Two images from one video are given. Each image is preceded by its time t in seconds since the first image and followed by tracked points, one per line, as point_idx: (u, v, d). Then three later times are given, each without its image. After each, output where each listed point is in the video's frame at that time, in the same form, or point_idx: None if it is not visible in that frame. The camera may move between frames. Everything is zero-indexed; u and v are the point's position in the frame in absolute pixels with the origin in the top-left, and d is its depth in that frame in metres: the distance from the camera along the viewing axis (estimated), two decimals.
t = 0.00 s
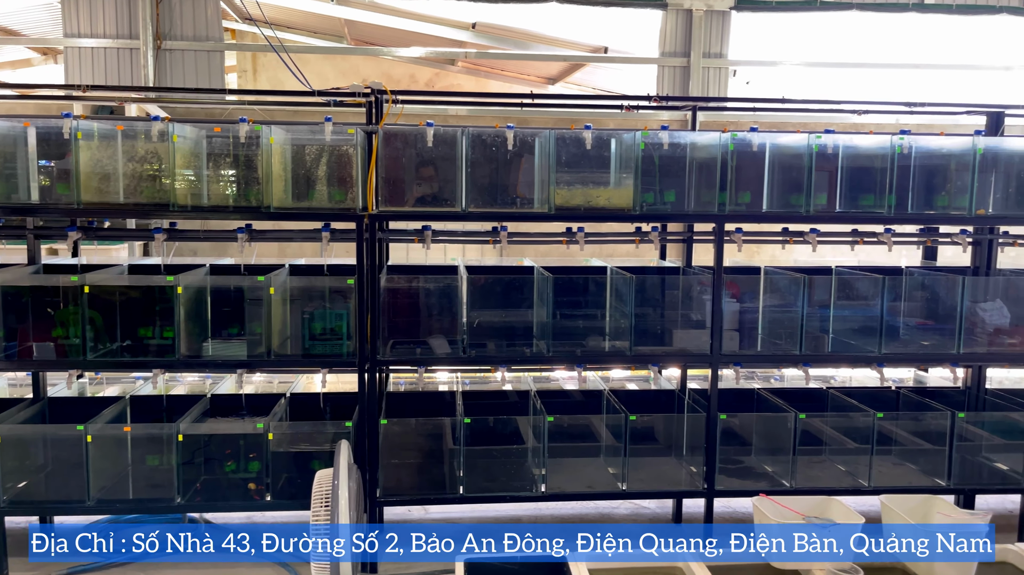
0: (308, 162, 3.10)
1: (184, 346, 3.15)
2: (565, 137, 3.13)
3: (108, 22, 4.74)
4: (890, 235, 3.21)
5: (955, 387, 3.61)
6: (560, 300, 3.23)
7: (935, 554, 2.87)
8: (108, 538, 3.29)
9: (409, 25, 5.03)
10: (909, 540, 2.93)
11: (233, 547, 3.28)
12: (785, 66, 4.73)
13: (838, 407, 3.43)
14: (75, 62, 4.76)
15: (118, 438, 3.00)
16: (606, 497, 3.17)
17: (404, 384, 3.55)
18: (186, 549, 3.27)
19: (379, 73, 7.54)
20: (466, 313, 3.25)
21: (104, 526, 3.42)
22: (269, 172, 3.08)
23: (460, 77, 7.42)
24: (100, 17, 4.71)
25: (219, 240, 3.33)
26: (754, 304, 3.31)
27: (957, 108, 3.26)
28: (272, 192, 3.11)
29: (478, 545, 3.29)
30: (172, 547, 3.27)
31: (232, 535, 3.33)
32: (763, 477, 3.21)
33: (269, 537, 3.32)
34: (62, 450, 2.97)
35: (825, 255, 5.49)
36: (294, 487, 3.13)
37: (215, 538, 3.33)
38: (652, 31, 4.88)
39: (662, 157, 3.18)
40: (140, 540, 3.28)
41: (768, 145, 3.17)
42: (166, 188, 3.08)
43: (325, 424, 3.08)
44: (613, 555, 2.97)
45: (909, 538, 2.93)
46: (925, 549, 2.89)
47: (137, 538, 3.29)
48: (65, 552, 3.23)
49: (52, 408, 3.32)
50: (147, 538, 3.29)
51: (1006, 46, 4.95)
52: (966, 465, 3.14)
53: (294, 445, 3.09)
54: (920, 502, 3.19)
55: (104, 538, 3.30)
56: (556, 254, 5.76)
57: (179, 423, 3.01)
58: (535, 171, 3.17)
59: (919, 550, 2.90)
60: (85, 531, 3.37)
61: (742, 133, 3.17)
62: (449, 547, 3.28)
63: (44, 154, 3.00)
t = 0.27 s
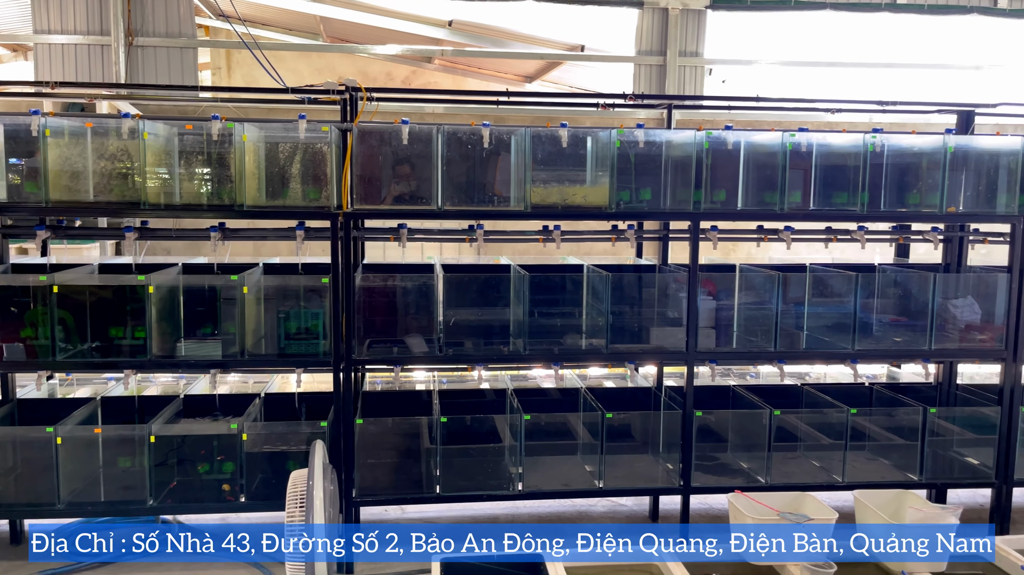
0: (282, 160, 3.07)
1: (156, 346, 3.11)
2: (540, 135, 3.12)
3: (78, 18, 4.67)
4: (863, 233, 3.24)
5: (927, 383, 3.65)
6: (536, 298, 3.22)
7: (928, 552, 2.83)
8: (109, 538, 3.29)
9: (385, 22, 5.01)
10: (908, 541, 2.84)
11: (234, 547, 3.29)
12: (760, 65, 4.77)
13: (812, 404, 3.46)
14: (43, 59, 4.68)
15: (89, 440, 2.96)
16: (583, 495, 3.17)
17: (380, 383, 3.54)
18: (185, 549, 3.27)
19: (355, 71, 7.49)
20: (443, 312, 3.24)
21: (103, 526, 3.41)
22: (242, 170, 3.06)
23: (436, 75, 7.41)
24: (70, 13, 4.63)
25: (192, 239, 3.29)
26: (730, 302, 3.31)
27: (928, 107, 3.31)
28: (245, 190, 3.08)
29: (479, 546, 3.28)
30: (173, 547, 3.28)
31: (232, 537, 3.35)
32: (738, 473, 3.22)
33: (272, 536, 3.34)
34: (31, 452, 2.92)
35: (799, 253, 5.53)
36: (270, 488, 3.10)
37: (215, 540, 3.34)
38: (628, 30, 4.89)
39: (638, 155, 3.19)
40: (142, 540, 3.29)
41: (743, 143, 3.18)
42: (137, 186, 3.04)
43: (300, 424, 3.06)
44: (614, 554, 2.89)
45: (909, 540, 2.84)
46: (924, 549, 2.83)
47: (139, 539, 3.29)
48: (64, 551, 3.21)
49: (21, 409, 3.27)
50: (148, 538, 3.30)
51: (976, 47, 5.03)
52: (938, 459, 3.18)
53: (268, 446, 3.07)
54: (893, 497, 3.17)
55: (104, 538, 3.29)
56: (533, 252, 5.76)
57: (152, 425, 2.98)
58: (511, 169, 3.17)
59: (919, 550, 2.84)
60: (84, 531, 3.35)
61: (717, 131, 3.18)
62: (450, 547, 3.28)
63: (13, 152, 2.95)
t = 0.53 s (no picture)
0: (258, 157, 3.06)
1: (131, 346, 3.07)
2: (519, 133, 3.13)
3: (52, 14, 4.62)
4: (839, 231, 3.27)
5: (902, 379, 3.70)
6: (515, 296, 3.23)
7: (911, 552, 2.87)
8: (109, 538, 3.28)
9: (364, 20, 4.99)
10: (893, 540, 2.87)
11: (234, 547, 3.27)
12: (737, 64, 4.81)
13: (788, 400, 3.49)
14: (15, 55, 4.61)
15: (63, 441, 2.93)
16: (562, 492, 3.17)
17: (359, 382, 3.52)
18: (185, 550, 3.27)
19: (334, 69, 7.46)
20: (421, 311, 3.23)
21: (89, 527, 3.39)
22: (217, 168, 3.04)
23: (415, 73, 7.39)
24: (43, 8, 4.57)
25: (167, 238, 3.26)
26: (708, 299, 3.32)
27: (902, 106, 3.34)
28: (221, 188, 3.05)
29: (479, 545, 3.26)
30: (173, 547, 3.27)
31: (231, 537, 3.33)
32: (716, 470, 3.24)
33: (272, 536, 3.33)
34: (3, 453, 2.88)
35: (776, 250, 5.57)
36: (247, 488, 3.08)
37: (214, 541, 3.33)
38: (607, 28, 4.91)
39: (616, 153, 3.20)
40: (142, 541, 3.29)
41: (719, 141, 3.20)
42: (110, 184, 3.00)
43: (277, 424, 3.04)
44: (613, 555, 2.80)
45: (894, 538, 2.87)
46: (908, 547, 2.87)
47: (139, 539, 3.29)
48: (64, 551, 3.19)
49: None
50: (149, 539, 3.30)
51: (950, 46, 5.10)
52: (912, 454, 3.22)
53: (245, 446, 3.05)
54: (868, 492, 3.21)
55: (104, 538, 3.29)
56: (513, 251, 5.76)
57: (127, 425, 2.95)
58: (489, 167, 3.16)
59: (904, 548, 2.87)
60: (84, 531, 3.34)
61: (694, 130, 3.20)
62: (450, 547, 3.26)
63: None
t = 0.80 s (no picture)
0: (238, 156, 3.04)
1: (108, 346, 3.04)
2: (500, 131, 3.14)
3: (28, 11, 4.56)
4: (818, 229, 3.29)
5: (880, 376, 3.74)
6: (496, 295, 3.23)
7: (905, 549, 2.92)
8: (110, 538, 3.27)
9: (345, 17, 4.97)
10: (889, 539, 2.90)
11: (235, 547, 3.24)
12: (718, 63, 4.84)
13: (768, 398, 3.52)
14: None
15: (39, 443, 2.89)
16: (544, 491, 3.17)
17: (340, 381, 3.51)
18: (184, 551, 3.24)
19: (315, 67, 7.42)
20: (403, 309, 3.22)
21: (67, 529, 3.35)
22: (196, 166, 3.01)
23: (396, 71, 7.36)
24: (19, 5, 4.51)
25: (146, 236, 3.23)
26: (689, 298, 3.34)
27: (879, 105, 3.37)
28: (199, 186, 3.03)
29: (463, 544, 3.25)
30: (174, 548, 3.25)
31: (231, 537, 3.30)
32: (697, 467, 3.27)
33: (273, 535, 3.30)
34: None
35: (757, 249, 5.60)
36: (227, 489, 3.06)
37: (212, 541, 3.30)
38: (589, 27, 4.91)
39: (597, 152, 3.21)
40: (143, 541, 3.28)
41: (700, 140, 3.22)
42: (87, 182, 2.97)
43: (257, 424, 3.02)
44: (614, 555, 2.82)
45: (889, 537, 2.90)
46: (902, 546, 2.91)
47: (140, 538, 3.27)
48: (65, 551, 3.16)
49: None
50: (150, 539, 3.28)
51: (927, 47, 5.16)
52: (890, 451, 3.26)
53: (225, 446, 3.03)
54: (845, 488, 3.25)
55: (105, 538, 3.27)
56: (495, 249, 5.76)
57: (104, 426, 2.93)
58: (471, 165, 3.16)
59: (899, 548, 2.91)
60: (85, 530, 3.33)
61: (675, 129, 3.21)
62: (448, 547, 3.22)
63: None
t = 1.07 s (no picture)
0: (218, 154, 3.03)
1: (87, 345, 3.01)
2: (481, 131, 3.14)
3: (5, 7, 4.51)
4: (798, 229, 3.32)
5: (859, 374, 3.78)
6: (478, 294, 3.23)
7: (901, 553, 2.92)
8: (110, 538, 3.26)
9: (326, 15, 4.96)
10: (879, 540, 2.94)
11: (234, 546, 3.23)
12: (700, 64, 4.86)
13: (749, 396, 3.54)
14: None
15: (16, 444, 2.87)
16: (526, 490, 3.18)
17: (321, 381, 3.50)
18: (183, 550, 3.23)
19: (297, 64, 7.38)
20: (384, 309, 3.22)
21: (45, 531, 3.32)
22: (175, 164, 2.99)
23: (379, 70, 7.34)
24: None
25: (125, 235, 3.20)
26: (671, 297, 3.37)
27: (859, 106, 3.40)
28: (179, 185, 3.01)
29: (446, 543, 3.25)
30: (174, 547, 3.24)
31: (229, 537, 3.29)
32: (678, 465, 3.28)
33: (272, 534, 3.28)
34: None
35: (738, 248, 5.64)
36: (207, 489, 3.04)
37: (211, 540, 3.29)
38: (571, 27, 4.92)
39: (579, 151, 3.22)
40: (142, 541, 3.27)
41: (681, 140, 3.24)
42: (65, 181, 2.94)
43: (238, 424, 3.01)
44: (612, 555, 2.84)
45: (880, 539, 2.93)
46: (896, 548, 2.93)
47: (140, 539, 3.27)
48: (65, 551, 3.15)
49: None
50: (149, 539, 3.27)
51: (905, 48, 5.21)
52: (868, 448, 3.30)
53: (205, 446, 3.01)
54: (824, 487, 3.15)
55: (105, 538, 3.26)
56: (478, 248, 5.76)
57: (82, 426, 2.90)
58: (452, 164, 3.15)
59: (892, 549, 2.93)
60: (84, 531, 3.31)
61: (656, 129, 3.22)
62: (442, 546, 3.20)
63: None
